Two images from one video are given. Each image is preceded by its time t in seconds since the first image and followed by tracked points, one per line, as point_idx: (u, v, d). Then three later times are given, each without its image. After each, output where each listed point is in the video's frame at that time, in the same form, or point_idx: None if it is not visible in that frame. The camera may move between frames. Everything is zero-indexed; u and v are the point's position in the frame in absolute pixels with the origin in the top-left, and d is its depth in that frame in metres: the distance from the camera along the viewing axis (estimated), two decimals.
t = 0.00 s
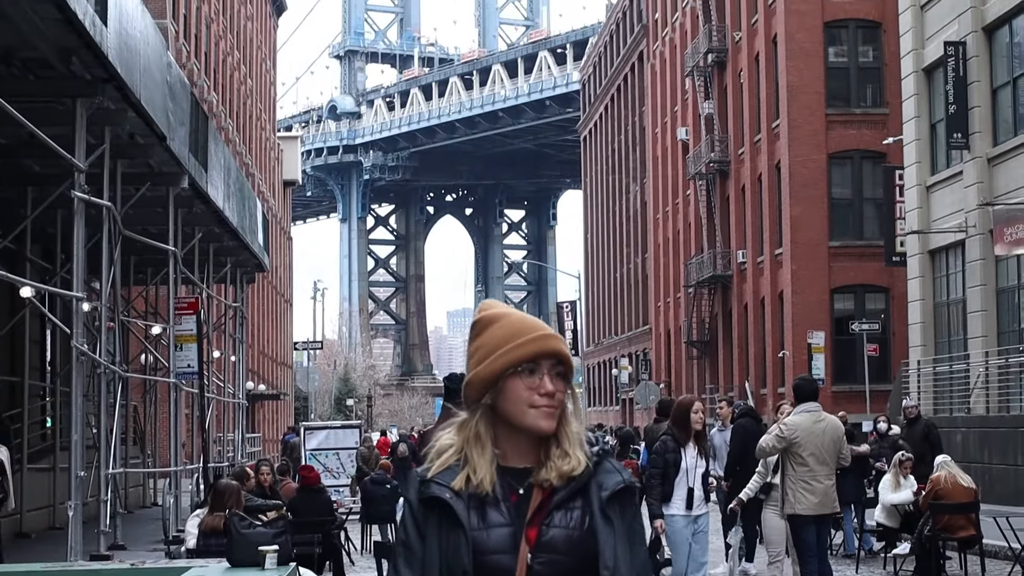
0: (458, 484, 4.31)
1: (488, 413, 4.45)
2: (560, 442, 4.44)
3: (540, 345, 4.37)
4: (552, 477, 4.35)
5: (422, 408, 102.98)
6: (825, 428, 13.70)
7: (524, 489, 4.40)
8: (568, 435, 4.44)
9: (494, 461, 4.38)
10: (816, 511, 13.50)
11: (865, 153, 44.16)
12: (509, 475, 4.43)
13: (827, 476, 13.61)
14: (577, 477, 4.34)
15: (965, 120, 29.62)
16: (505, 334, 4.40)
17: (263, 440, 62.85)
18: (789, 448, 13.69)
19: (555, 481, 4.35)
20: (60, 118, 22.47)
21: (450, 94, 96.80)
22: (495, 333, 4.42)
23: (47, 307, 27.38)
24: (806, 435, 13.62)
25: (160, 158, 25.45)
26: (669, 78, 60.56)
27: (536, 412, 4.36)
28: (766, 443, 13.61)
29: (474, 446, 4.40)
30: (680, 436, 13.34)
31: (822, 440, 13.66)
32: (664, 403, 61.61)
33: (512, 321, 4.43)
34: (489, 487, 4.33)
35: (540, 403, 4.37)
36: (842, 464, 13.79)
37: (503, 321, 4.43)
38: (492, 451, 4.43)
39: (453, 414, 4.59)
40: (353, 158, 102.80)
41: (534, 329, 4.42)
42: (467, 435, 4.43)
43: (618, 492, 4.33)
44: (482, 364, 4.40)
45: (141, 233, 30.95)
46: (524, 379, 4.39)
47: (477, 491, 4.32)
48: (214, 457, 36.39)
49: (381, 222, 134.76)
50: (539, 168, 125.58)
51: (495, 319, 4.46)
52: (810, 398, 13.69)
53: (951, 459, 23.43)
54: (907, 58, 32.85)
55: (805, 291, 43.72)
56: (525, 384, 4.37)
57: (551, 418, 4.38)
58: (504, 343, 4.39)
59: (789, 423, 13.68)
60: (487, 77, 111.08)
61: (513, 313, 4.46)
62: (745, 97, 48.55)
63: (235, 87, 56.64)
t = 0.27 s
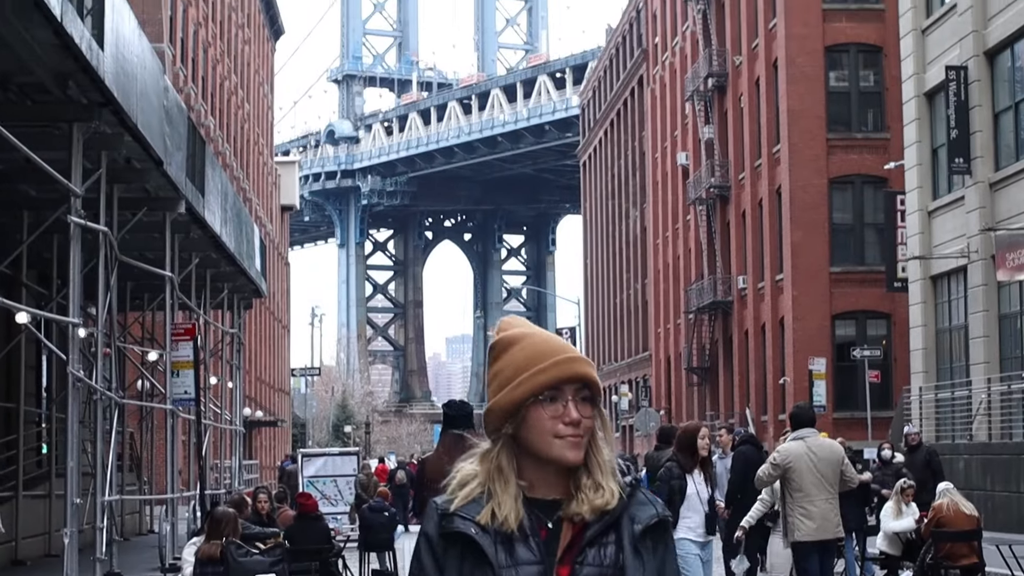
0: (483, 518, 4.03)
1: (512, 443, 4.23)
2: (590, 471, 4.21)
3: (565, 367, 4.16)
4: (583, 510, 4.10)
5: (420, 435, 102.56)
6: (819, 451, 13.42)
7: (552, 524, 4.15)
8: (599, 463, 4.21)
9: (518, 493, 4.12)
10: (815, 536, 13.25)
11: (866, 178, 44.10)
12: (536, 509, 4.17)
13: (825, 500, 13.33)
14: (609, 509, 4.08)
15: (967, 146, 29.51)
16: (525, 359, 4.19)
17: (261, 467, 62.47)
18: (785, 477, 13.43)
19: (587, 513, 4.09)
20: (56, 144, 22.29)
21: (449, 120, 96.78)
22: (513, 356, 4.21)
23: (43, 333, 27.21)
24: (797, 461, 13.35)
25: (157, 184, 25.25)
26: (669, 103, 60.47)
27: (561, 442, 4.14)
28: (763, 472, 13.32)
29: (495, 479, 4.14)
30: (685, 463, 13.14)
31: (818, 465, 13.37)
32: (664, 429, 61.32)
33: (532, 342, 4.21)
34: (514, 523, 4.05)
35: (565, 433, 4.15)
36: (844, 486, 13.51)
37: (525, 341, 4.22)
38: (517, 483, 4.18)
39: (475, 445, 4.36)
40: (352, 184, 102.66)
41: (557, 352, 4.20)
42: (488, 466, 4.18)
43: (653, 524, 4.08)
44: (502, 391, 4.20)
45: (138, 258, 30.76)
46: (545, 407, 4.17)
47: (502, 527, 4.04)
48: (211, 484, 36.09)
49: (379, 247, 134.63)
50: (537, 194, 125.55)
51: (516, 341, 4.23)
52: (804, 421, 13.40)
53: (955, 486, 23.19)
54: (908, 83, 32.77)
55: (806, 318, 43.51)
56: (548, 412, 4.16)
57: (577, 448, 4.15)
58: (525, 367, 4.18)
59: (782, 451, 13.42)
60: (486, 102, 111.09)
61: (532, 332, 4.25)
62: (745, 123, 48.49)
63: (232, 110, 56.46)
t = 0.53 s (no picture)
0: (503, 564, 3.90)
1: (530, 483, 4.13)
2: (613, 514, 4.12)
3: (586, 404, 4.06)
4: (610, 556, 4.02)
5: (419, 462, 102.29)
6: (827, 481, 13.38)
7: (575, 567, 4.06)
8: (622, 506, 4.13)
9: (536, 534, 4.02)
10: (821, 566, 13.21)
11: (866, 204, 44.27)
12: (559, 551, 4.07)
13: (830, 531, 13.31)
14: (635, 555, 4.02)
15: (966, 172, 29.56)
16: (542, 395, 4.09)
17: (260, 493, 62.28)
18: (790, 506, 13.38)
19: (614, 560, 4.02)
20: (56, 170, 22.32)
21: (448, 146, 96.93)
22: (531, 392, 4.10)
23: (42, 359, 27.19)
24: (804, 491, 13.30)
25: (157, 210, 25.30)
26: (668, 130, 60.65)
27: (581, 484, 4.05)
28: (769, 502, 13.28)
29: (514, 521, 4.03)
30: (691, 489, 13.13)
31: (825, 495, 13.32)
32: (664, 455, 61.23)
33: (550, 378, 4.10)
34: (534, 566, 3.93)
35: (587, 474, 4.06)
36: (850, 515, 13.43)
37: (543, 378, 4.11)
38: (536, 525, 4.07)
39: (491, 482, 4.25)
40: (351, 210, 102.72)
41: (576, 390, 4.09)
42: (504, 508, 4.06)
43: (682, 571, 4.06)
44: (519, 429, 4.09)
45: (137, 283, 30.76)
46: (566, 444, 4.08)
47: (520, 570, 3.92)
48: (211, 510, 35.98)
49: (378, 273, 134.61)
50: (536, 220, 125.64)
51: (534, 377, 4.12)
52: (813, 450, 13.34)
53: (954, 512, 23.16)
54: (908, 109, 32.86)
55: (806, 344, 43.50)
56: (568, 451, 4.06)
57: (600, 488, 4.06)
58: (544, 404, 4.07)
59: (788, 479, 13.37)
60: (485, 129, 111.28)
61: (549, 366, 4.15)
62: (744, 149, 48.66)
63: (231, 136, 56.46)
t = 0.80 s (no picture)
0: None
1: (561, 510, 3.96)
2: (654, 534, 3.95)
3: (615, 418, 3.91)
4: None
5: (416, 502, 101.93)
6: (842, 524, 13.27)
7: None
8: (661, 528, 3.95)
9: (574, 562, 3.82)
10: None
11: (866, 243, 44.34)
12: None
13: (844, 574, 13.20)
14: None
15: (965, 211, 29.60)
16: (570, 412, 3.93)
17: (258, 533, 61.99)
18: (806, 548, 13.26)
19: None
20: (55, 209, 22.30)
21: (447, 184, 97.06)
22: (556, 412, 3.94)
23: (40, 398, 27.10)
24: (820, 533, 13.18)
25: (155, 249, 25.27)
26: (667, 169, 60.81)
27: (617, 505, 3.87)
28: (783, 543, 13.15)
29: (544, 547, 3.84)
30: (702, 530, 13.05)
31: (840, 539, 13.21)
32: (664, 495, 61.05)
33: (575, 394, 3.94)
34: None
35: (623, 495, 3.88)
36: (863, 558, 13.33)
37: (568, 393, 3.94)
38: (570, 551, 3.88)
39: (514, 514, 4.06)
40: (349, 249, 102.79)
41: (603, 405, 3.93)
42: (534, 536, 3.87)
43: None
44: (546, 452, 3.93)
45: (135, 322, 30.69)
46: (597, 464, 3.91)
47: None
48: (209, 549, 35.82)
49: (377, 312, 134.62)
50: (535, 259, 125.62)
51: (557, 397, 3.96)
52: (829, 494, 13.24)
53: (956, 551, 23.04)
54: (907, 148, 32.92)
55: (805, 384, 43.42)
56: (600, 471, 3.90)
57: (638, 510, 3.88)
58: (570, 422, 3.92)
59: (804, 521, 13.26)
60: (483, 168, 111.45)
61: (572, 383, 3.99)
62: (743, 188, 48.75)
63: (230, 175, 56.51)
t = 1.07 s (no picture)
0: None
1: (610, 561, 3.18)
2: None
3: (670, 464, 3.17)
4: None
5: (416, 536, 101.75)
6: (856, 552, 13.12)
7: None
8: None
9: None
10: None
11: (864, 277, 44.54)
12: None
13: None
14: None
15: (963, 246, 29.80)
16: (621, 452, 3.17)
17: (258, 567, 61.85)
18: None
19: None
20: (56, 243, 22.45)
21: (447, 218, 97.25)
22: (603, 453, 3.17)
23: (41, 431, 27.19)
24: (831, 560, 13.04)
25: (157, 283, 25.41)
26: (666, 205, 61.16)
27: (674, 557, 3.14)
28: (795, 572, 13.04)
29: None
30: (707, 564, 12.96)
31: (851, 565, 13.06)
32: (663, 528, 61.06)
33: (623, 435, 3.18)
34: None
35: (679, 546, 3.15)
36: None
37: (620, 431, 3.18)
38: None
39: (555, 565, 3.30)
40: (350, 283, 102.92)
41: (657, 446, 3.18)
42: None
43: None
44: (590, 501, 3.17)
45: (136, 356, 30.80)
46: (651, 512, 3.15)
47: None
48: None
49: (377, 346, 134.59)
50: (535, 293, 125.78)
51: (604, 437, 3.19)
52: (841, 523, 13.17)
53: None
54: (904, 184, 33.10)
55: (804, 418, 43.48)
56: (654, 521, 3.15)
57: (695, 564, 3.16)
58: (618, 467, 3.16)
59: (816, 549, 13.14)
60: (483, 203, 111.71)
61: (620, 421, 3.24)
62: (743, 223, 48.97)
63: (229, 209, 56.33)
